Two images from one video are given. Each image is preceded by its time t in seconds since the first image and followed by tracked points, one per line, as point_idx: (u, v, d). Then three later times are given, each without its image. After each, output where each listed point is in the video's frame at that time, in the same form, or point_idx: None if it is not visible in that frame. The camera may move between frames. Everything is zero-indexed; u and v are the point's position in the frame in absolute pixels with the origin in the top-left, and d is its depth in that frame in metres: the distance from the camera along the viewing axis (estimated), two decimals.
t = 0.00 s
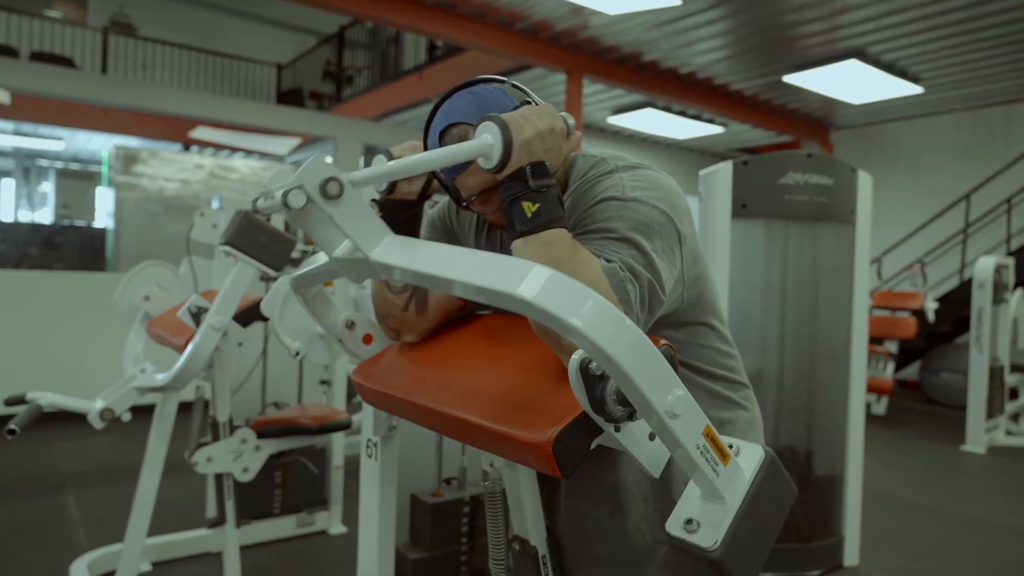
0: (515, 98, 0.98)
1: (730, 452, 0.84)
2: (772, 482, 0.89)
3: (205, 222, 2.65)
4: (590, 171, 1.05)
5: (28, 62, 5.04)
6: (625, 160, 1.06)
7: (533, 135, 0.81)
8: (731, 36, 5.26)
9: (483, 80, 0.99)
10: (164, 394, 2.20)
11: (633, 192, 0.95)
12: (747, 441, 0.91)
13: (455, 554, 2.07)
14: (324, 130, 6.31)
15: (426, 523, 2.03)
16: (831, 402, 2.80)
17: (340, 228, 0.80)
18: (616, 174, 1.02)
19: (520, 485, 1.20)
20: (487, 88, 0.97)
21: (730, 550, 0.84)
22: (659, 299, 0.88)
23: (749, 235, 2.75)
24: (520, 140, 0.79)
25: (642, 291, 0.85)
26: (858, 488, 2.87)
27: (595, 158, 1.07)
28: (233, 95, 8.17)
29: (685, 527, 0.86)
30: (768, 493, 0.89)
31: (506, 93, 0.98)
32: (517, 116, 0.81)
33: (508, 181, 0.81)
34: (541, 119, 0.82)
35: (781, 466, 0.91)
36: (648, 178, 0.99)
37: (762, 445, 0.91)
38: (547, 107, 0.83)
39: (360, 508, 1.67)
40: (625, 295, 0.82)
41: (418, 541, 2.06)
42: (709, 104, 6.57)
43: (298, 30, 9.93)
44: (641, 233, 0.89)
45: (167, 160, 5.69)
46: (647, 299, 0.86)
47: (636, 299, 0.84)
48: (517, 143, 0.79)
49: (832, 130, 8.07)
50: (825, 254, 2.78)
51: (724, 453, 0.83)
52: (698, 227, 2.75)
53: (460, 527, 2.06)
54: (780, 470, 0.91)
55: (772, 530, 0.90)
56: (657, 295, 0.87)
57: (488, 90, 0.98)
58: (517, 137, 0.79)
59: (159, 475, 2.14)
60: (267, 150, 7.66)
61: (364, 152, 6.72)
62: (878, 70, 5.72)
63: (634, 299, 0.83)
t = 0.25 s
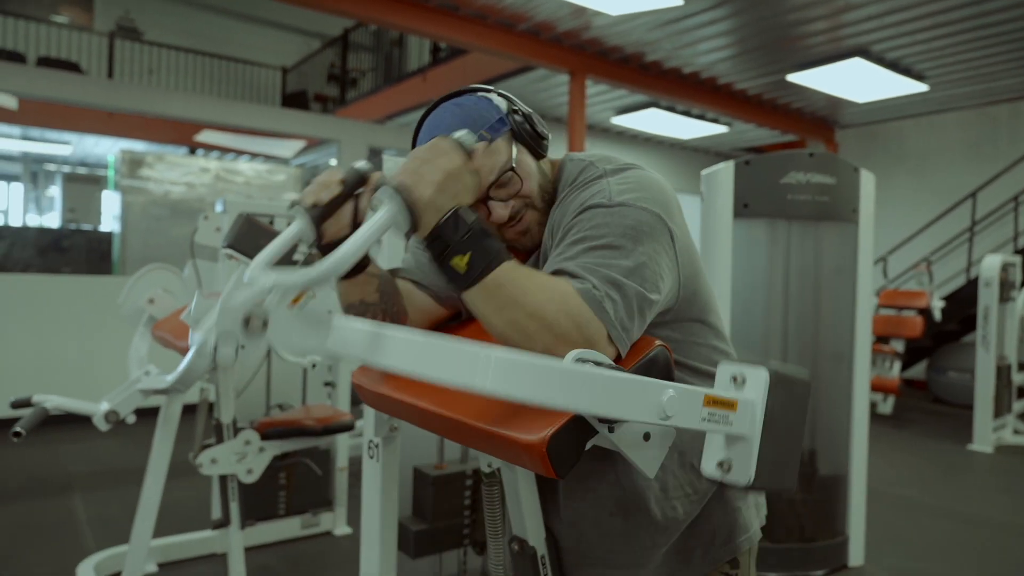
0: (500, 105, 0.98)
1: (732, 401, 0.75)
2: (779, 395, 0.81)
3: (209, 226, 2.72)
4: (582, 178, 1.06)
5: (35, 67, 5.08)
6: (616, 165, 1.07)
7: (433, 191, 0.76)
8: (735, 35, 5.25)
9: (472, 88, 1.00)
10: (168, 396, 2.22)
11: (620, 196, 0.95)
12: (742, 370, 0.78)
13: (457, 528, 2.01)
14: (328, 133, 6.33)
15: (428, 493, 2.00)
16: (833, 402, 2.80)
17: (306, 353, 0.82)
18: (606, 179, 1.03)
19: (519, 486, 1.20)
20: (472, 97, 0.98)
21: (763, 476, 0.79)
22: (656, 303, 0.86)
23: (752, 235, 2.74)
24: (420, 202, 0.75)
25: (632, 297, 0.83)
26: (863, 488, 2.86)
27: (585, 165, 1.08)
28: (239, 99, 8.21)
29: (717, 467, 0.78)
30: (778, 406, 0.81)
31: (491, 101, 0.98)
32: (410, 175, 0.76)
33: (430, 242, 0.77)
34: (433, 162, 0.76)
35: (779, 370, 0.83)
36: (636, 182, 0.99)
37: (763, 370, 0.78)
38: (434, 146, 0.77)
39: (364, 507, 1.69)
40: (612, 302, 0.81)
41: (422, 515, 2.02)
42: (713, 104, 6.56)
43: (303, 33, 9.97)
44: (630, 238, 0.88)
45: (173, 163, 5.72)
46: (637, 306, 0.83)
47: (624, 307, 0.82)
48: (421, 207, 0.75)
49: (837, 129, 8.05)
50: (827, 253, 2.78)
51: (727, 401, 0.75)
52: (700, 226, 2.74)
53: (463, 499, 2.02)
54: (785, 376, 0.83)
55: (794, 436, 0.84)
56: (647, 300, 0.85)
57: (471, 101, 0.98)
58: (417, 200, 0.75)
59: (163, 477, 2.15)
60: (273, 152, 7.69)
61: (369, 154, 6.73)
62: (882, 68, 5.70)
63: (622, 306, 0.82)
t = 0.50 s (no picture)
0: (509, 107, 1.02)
1: (719, 333, 0.73)
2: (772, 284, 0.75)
3: (220, 227, 2.78)
4: (585, 178, 1.06)
5: (50, 69, 5.14)
6: (620, 167, 1.07)
7: (352, 343, 0.70)
8: (746, 33, 5.22)
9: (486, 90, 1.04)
10: (179, 395, 2.24)
11: (618, 196, 0.96)
12: (719, 285, 0.75)
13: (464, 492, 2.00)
14: (339, 133, 6.35)
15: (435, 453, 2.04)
16: (845, 401, 2.77)
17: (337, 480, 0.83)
18: (607, 180, 1.03)
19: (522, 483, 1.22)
20: (483, 99, 1.02)
21: (786, 359, 0.77)
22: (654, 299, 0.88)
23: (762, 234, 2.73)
24: (348, 363, 0.70)
25: (625, 296, 0.86)
26: (875, 488, 2.84)
27: (590, 164, 1.09)
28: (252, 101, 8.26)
29: (737, 367, 0.79)
30: (773, 290, 0.76)
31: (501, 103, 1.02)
32: (322, 342, 0.69)
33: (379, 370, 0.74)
34: (334, 311, 0.69)
35: (763, 252, 0.75)
36: (637, 180, 1.00)
37: (734, 279, 0.73)
38: (324, 298, 0.69)
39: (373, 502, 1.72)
40: (603, 303, 0.84)
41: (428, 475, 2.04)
42: (724, 102, 6.53)
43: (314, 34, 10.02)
44: (627, 236, 0.90)
45: (186, 164, 5.77)
46: (632, 308, 0.86)
47: (616, 309, 0.85)
48: (355, 362, 0.70)
49: (849, 127, 7.98)
50: (838, 252, 2.76)
51: (717, 337, 0.73)
52: (709, 225, 2.74)
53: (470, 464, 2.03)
54: (775, 253, 0.76)
55: (801, 293, 0.78)
56: (642, 299, 0.86)
57: (480, 102, 1.01)
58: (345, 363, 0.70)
59: (174, 476, 2.18)
60: (284, 153, 7.73)
61: (380, 154, 6.76)
62: (895, 66, 5.65)
63: (614, 305, 0.85)
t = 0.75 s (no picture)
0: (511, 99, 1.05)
1: (704, 305, 0.72)
2: (741, 235, 0.72)
3: (234, 228, 2.80)
4: (579, 184, 1.07)
5: (70, 74, 5.20)
6: (616, 171, 1.07)
7: (339, 451, 0.74)
8: (761, 30, 5.18)
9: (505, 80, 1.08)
10: (195, 395, 2.26)
11: (607, 202, 0.96)
12: (690, 253, 0.72)
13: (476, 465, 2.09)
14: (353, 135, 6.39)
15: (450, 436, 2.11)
16: (858, 401, 2.75)
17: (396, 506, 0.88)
18: (599, 187, 1.03)
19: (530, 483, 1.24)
20: (491, 88, 1.06)
21: (774, 293, 0.76)
22: (638, 306, 0.90)
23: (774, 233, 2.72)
24: (345, 469, 0.75)
25: (609, 304, 0.88)
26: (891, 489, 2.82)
27: (586, 168, 1.10)
28: (267, 103, 8.32)
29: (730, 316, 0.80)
30: (745, 240, 0.73)
31: (505, 95, 1.05)
32: (313, 463, 0.74)
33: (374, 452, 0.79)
34: (309, 436, 0.72)
35: (723, 205, 0.71)
36: (628, 185, 1.00)
37: (702, 248, 0.70)
38: (293, 428, 0.72)
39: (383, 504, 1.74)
40: (586, 312, 0.87)
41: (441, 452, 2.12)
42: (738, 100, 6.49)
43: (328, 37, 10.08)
44: (614, 244, 0.91)
45: (202, 167, 5.82)
46: (616, 316, 0.89)
47: (600, 319, 0.88)
48: (349, 467, 0.75)
49: (866, 124, 7.90)
50: (852, 250, 2.74)
51: (702, 314, 0.72)
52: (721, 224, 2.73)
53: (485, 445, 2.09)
54: (738, 199, 0.72)
55: (771, 222, 0.76)
56: (625, 306, 0.89)
57: (484, 94, 1.05)
58: (342, 471, 0.74)
59: (189, 475, 2.20)
60: (299, 155, 7.78)
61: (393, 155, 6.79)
62: (911, 62, 5.58)
63: (598, 314, 0.88)
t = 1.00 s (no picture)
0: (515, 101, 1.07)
1: (713, 318, 0.72)
2: (760, 259, 0.73)
3: (240, 228, 2.78)
4: (580, 185, 1.07)
5: (80, 76, 5.24)
6: (617, 172, 1.07)
7: (333, 378, 0.69)
8: (769, 28, 5.16)
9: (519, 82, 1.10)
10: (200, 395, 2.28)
11: (610, 204, 0.96)
12: (708, 269, 0.73)
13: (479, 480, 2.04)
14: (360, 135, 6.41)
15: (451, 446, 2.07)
16: (865, 401, 2.74)
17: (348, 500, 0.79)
18: (601, 187, 1.04)
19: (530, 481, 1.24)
20: (500, 86, 1.08)
21: (784, 330, 0.76)
22: (644, 307, 0.90)
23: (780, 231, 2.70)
24: (336, 397, 0.70)
25: (615, 305, 0.88)
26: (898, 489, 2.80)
27: (587, 170, 1.10)
28: (275, 104, 8.36)
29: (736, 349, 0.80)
30: (765, 265, 0.74)
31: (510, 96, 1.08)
32: (307, 383, 0.69)
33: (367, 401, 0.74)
34: (313, 354, 0.68)
35: (752, 233, 0.74)
36: (631, 186, 1.00)
37: (722, 264, 0.72)
38: (301, 341, 0.68)
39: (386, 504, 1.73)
40: (593, 313, 0.87)
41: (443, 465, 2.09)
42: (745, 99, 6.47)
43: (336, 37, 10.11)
44: (618, 245, 0.91)
45: (211, 167, 5.85)
46: (620, 316, 0.88)
47: (605, 319, 0.87)
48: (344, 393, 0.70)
49: (876, 123, 7.85)
50: (858, 250, 2.73)
51: (710, 327, 0.72)
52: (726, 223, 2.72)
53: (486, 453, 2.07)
54: (765, 229, 0.74)
55: (790, 259, 0.77)
56: (630, 307, 0.88)
57: (488, 91, 1.07)
58: (331, 397, 0.69)
59: (195, 474, 2.22)
60: (307, 155, 7.81)
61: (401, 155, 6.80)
62: (921, 59, 5.54)
63: (604, 314, 0.87)
